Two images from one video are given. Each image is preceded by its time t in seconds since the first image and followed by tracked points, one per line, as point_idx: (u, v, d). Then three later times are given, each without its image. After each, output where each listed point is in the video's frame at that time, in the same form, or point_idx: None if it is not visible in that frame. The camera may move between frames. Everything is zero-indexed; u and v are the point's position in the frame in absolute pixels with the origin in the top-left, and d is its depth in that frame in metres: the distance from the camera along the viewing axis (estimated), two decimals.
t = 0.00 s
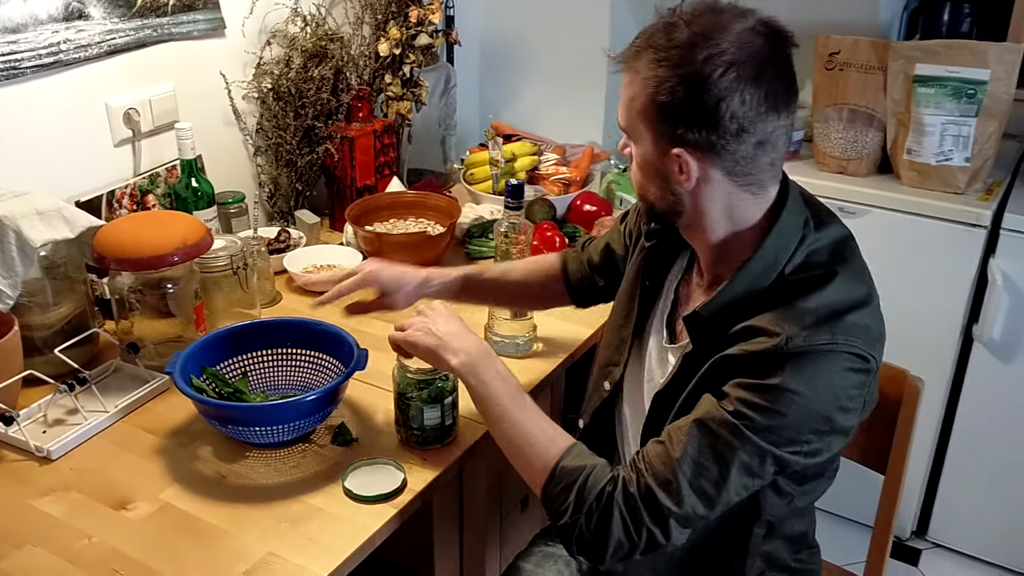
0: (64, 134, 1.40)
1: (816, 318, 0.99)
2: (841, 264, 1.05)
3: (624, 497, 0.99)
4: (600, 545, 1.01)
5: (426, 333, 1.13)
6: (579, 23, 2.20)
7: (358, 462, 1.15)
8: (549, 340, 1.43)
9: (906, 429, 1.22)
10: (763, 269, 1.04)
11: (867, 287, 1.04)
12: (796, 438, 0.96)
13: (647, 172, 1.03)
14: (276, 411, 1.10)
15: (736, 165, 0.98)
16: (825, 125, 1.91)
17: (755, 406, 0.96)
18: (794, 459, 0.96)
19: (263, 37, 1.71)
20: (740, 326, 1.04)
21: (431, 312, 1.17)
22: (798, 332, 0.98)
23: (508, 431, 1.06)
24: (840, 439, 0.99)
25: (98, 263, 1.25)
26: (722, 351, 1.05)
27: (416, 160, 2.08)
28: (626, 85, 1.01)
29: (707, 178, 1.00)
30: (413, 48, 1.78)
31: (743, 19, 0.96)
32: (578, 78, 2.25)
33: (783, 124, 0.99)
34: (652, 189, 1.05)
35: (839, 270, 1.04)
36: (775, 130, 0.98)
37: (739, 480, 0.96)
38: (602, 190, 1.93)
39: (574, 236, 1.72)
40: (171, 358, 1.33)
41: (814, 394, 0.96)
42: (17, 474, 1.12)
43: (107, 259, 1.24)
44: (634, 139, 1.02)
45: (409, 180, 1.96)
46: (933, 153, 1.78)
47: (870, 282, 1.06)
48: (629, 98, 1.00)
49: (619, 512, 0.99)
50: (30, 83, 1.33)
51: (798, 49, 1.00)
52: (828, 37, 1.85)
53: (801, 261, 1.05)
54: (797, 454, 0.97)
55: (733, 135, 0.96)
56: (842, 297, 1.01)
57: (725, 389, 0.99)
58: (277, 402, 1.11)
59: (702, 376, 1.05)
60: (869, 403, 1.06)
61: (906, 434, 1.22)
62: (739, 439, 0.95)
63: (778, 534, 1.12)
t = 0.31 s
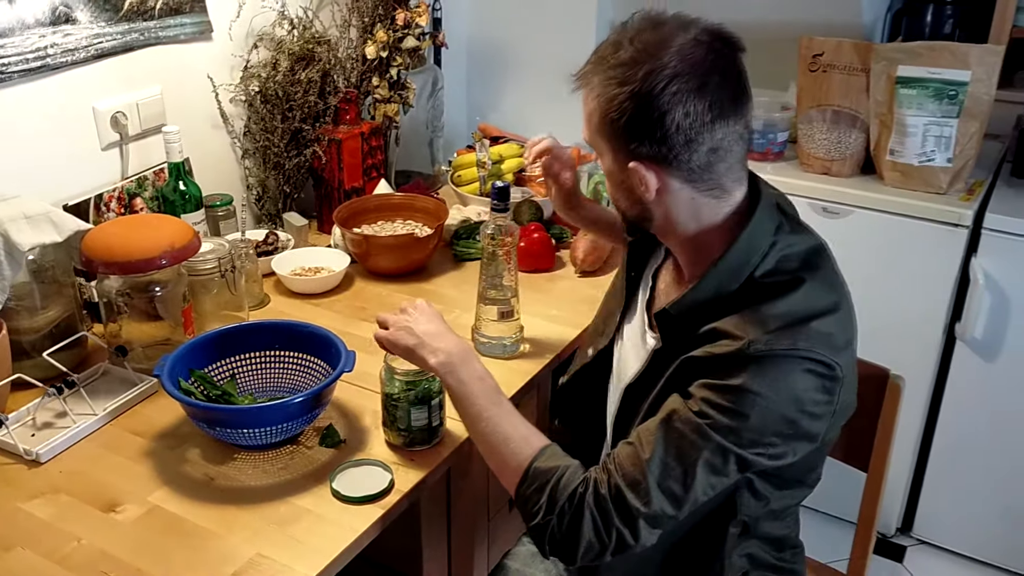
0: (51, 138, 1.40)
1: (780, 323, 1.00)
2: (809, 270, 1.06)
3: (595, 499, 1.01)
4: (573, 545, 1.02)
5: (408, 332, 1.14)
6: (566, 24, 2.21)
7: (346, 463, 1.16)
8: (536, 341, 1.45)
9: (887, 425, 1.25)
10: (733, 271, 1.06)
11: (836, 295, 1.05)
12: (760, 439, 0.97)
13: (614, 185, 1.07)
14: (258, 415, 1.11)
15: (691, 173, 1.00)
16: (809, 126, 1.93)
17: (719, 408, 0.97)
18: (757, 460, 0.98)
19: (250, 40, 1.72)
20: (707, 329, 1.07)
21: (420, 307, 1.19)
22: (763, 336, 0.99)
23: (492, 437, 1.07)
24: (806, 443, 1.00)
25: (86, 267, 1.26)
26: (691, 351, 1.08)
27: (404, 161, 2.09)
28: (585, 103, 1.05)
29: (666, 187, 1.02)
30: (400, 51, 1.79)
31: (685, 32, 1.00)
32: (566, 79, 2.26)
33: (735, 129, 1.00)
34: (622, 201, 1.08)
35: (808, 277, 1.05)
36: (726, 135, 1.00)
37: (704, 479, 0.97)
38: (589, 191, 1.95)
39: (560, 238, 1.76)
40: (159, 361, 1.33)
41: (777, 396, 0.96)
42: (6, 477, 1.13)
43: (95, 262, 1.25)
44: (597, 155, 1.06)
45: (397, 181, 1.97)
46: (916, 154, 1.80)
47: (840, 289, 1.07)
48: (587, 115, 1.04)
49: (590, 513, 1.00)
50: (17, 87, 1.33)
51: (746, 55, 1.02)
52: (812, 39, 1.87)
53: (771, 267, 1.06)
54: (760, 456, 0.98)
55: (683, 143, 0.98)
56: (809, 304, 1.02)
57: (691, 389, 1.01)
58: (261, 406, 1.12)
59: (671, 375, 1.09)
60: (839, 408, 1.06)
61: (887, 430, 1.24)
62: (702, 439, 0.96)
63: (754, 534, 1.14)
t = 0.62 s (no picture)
0: (46, 144, 1.42)
1: (768, 315, 1.02)
2: (795, 264, 1.08)
3: (593, 490, 1.03)
4: (573, 535, 1.04)
5: (401, 335, 1.17)
6: (556, 29, 2.23)
7: (339, 463, 1.18)
8: (527, 342, 1.47)
9: (870, 424, 1.27)
10: (720, 267, 1.08)
11: (820, 288, 1.07)
12: (751, 428, 0.99)
13: (609, 184, 1.08)
14: (252, 416, 1.13)
15: (686, 169, 1.03)
16: (796, 129, 1.96)
17: (709, 398, 0.99)
18: (748, 449, 0.99)
19: (243, 46, 1.74)
20: (697, 323, 1.08)
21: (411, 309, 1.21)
22: (751, 327, 1.01)
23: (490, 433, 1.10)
24: (796, 433, 1.02)
25: (81, 271, 1.28)
26: (681, 346, 1.09)
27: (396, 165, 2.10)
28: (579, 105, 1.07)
29: (661, 184, 1.04)
30: (392, 55, 1.81)
31: (675, 34, 1.03)
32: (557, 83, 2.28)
33: (725, 126, 1.03)
34: (616, 200, 1.09)
35: (792, 271, 1.07)
36: (718, 131, 1.02)
37: (698, 468, 0.99)
38: (580, 194, 1.97)
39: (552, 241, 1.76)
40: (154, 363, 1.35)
41: (766, 386, 0.98)
42: (4, 479, 1.15)
43: (90, 266, 1.26)
44: (592, 156, 1.08)
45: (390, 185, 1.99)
46: (901, 156, 1.83)
47: (824, 284, 1.09)
48: (582, 117, 1.06)
49: (589, 503, 1.03)
50: (13, 94, 1.35)
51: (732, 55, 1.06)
52: (799, 44, 1.90)
53: (756, 262, 1.09)
54: (751, 445, 1.00)
55: (677, 139, 1.00)
56: (795, 296, 1.04)
57: (683, 382, 1.04)
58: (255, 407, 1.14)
59: (662, 369, 1.10)
60: (825, 396, 1.09)
61: (871, 429, 1.26)
62: (694, 429, 0.99)
63: (743, 527, 1.15)
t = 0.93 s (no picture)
0: (44, 142, 1.43)
1: (763, 296, 1.04)
2: (787, 250, 1.11)
3: (593, 470, 1.04)
4: (571, 516, 1.05)
5: (396, 324, 1.17)
6: (549, 28, 2.25)
7: (334, 457, 1.19)
8: (520, 338, 1.48)
9: (860, 418, 1.28)
10: (714, 250, 1.10)
11: (811, 272, 1.09)
12: (747, 408, 1.01)
13: (613, 168, 1.09)
14: (249, 410, 1.14)
15: (696, 154, 1.05)
16: (787, 128, 1.98)
17: (707, 378, 1.01)
18: (745, 429, 1.01)
19: (239, 45, 1.75)
20: (692, 308, 1.10)
21: (409, 296, 1.20)
22: (747, 307, 1.03)
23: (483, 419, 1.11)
24: (790, 414, 1.04)
25: (78, 267, 1.29)
26: (677, 330, 1.11)
27: (392, 165, 2.16)
28: (589, 88, 1.07)
29: (674, 169, 1.06)
30: (388, 55, 1.82)
31: (692, 21, 1.04)
32: (551, 83, 2.30)
33: (736, 113, 1.06)
34: (618, 185, 1.10)
35: (784, 256, 1.09)
36: (730, 118, 1.06)
37: (696, 448, 1.00)
38: (574, 192, 1.98)
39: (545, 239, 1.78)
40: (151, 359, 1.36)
41: (763, 366, 1.01)
42: (2, 473, 1.16)
43: (88, 262, 1.28)
44: (601, 140, 1.08)
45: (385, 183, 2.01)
46: (891, 155, 1.85)
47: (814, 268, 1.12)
48: (593, 100, 1.06)
49: (588, 482, 1.03)
50: (11, 92, 1.36)
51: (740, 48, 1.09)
52: (791, 43, 1.92)
53: (750, 246, 1.11)
54: (747, 425, 1.01)
55: (696, 123, 1.03)
56: (788, 279, 1.06)
57: (680, 364, 1.05)
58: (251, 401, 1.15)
59: (662, 352, 1.11)
60: (818, 379, 1.11)
61: (860, 422, 1.28)
62: (693, 409, 1.00)
63: (735, 518, 1.18)
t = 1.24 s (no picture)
0: (44, 140, 1.44)
1: (756, 269, 1.09)
2: (774, 228, 1.16)
3: (598, 452, 1.05)
4: (579, 497, 1.06)
5: (398, 311, 1.16)
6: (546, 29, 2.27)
7: (332, 452, 1.20)
8: (517, 336, 1.49)
9: (853, 413, 1.30)
10: (704, 228, 1.15)
11: (797, 247, 1.15)
12: (747, 382, 1.04)
13: (648, 151, 1.09)
14: (249, 407, 1.15)
15: (728, 128, 1.12)
16: (783, 128, 1.99)
17: (707, 354, 1.04)
18: (745, 403, 1.04)
19: (238, 45, 1.76)
20: (686, 288, 1.14)
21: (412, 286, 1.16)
22: (741, 281, 1.08)
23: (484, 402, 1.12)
24: (785, 385, 1.08)
25: (78, 264, 1.30)
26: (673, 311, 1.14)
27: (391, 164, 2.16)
28: (621, 68, 1.06)
29: (710, 142, 1.12)
30: (385, 55, 1.83)
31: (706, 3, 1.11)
32: (548, 83, 2.31)
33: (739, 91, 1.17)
34: (649, 168, 1.11)
35: (772, 232, 1.14)
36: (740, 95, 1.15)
37: (699, 424, 1.03)
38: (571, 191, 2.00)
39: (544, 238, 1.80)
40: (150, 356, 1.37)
41: (760, 339, 1.04)
42: (3, 468, 1.17)
43: (88, 260, 1.29)
44: (632, 120, 1.08)
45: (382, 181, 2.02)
46: (886, 154, 1.87)
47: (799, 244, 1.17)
48: (628, 79, 1.06)
49: (594, 464, 1.05)
50: (12, 91, 1.37)
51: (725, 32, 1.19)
52: (786, 43, 1.94)
53: (739, 222, 1.16)
54: (747, 399, 1.05)
55: (733, 97, 1.09)
56: (778, 253, 1.11)
57: (679, 343, 1.08)
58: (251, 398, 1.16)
59: (661, 332, 1.13)
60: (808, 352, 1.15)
61: (854, 417, 1.30)
62: (695, 386, 1.03)
63: (735, 505, 1.20)
